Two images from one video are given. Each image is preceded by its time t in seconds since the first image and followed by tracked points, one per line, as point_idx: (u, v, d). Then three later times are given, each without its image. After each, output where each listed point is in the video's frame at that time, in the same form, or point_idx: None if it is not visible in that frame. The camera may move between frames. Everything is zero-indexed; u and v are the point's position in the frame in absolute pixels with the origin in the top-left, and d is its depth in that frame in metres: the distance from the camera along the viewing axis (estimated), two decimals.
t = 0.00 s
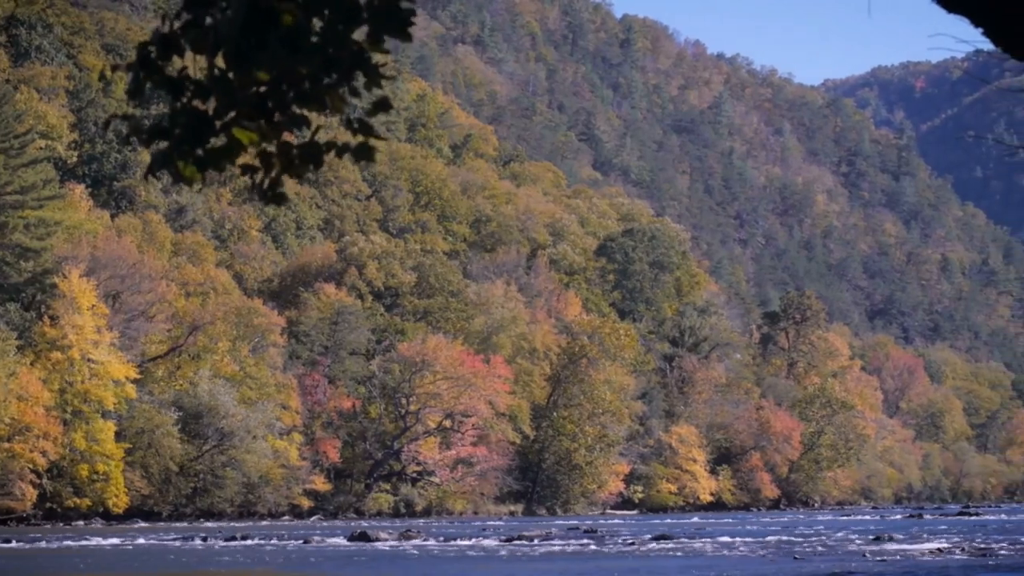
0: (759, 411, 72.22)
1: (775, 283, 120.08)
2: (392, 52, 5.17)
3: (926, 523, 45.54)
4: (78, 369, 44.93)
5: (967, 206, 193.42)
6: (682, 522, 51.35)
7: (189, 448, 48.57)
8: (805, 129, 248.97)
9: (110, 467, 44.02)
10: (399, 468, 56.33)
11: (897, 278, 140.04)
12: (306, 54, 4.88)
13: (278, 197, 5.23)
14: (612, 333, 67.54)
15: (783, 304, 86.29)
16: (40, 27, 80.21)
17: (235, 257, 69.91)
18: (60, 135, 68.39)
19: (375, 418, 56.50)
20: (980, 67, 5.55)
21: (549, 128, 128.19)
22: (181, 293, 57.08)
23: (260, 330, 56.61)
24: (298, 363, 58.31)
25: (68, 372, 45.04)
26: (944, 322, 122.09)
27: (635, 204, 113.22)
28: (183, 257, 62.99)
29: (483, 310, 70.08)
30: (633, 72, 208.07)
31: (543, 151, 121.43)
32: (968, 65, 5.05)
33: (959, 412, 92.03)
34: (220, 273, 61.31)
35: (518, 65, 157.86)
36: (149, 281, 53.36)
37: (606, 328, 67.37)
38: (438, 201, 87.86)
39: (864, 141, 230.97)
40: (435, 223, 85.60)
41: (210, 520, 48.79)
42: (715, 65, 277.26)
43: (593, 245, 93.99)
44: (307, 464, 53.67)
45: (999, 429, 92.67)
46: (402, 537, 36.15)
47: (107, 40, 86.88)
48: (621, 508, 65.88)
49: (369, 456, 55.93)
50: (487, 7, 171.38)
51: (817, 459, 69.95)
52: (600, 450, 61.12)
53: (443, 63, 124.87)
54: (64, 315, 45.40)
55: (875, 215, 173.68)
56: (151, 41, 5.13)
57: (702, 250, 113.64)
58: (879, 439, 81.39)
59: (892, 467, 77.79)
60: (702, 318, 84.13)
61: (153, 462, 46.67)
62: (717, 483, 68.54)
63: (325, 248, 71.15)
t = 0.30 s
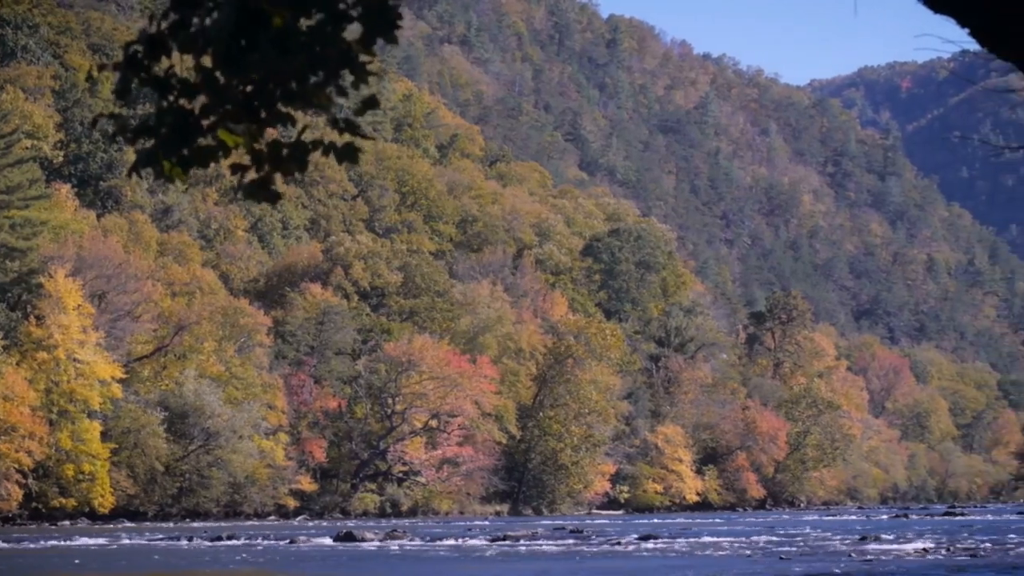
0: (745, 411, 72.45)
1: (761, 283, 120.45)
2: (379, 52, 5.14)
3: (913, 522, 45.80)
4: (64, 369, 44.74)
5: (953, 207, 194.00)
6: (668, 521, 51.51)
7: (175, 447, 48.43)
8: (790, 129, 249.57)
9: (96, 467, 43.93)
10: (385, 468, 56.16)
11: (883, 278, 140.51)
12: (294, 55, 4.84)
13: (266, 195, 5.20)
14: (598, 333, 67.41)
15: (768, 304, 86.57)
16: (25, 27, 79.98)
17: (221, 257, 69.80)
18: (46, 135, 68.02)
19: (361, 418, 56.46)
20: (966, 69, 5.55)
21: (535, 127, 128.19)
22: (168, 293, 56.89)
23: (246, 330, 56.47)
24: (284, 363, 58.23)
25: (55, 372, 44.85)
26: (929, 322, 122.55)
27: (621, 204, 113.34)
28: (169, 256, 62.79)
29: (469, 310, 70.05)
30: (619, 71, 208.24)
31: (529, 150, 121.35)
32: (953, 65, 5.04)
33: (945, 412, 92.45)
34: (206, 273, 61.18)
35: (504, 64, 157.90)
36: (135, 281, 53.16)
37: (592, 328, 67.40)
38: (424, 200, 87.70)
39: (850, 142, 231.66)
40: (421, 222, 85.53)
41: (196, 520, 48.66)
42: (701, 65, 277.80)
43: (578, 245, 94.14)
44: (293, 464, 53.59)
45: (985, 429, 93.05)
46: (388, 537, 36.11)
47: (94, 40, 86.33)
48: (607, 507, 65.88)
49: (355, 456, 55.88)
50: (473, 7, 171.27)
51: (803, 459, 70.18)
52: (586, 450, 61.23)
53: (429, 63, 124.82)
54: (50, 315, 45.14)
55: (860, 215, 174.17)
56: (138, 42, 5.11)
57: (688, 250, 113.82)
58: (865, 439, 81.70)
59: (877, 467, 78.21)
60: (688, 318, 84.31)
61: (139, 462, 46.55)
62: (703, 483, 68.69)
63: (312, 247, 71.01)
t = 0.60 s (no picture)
0: (729, 411, 72.65)
1: (744, 283, 120.88)
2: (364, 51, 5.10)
3: (896, 522, 46.09)
4: (48, 369, 44.47)
5: (936, 208, 194.98)
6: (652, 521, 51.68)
7: (158, 448, 48.30)
8: (774, 130, 250.23)
9: (80, 467, 43.75)
10: (369, 468, 55.95)
11: (867, 279, 141.03)
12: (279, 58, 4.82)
13: (252, 197, 5.18)
14: (581, 333, 68.10)
15: (752, 304, 86.77)
16: (9, 26, 79.75)
17: (205, 257, 69.65)
18: (30, 134, 66.73)
19: (344, 418, 56.05)
20: (948, 68, 5.56)
21: (518, 127, 128.14)
22: (151, 293, 56.64)
23: (230, 330, 56.29)
24: (268, 363, 58.11)
25: (38, 372, 44.57)
26: (914, 322, 123.06)
27: (605, 204, 113.51)
28: (153, 256, 62.55)
29: (453, 310, 69.97)
30: (603, 71, 208.23)
31: (512, 151, 121.24)
32: (935, 65, 5.05)
33: (928, 412, 92.92)
34: (190, 273, 60.97)
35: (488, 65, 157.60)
36: (118, 281, 52.91)
37: (575, 328, 67.86)
38: (408, 201, 87.52)
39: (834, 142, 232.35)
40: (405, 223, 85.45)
41: (180, 520, 48.55)
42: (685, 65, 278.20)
43: (563, 245, 94.24)
44: (277, 464, 53.48)
45: (967, 429, 93.53)
46: (372, 537, 36.04)
47: (77, 40, 85.72)
48: (590, 508, 65.94)
49: (339, 456, 55.48)
50: (457, 7, 171.06)
51: (787, 460, 70.46)
52: (570, 451, 61.28)
53: (412, 63, 124.74)
54: (33, 314, 44.69)
55: (844, 216, 174.80)
56: (122, 40, 5.06)
57: (672, 251, 114.10)
58: (849, 439, 82.01)
59: (861, 467, 78.76)
60: (672, 318, 84.48)
61: (123, 462, 46.41)
62: (687, 483, 68.85)
63: (295, 247, 70.90)
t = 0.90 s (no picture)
0: (715, 411, 72.78)
1: (731, 283, 121.13)
2: (354, 47, 5.04)
3: (883, 522, 46.28)
4: (34, 369, 43.99)
5: (923, 208, 195.73)
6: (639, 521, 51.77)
7: (145, 448, 48.14)
8: (761, 130, 250.62)
9: (66, 466, 43.62)
10: (355, 468, 56.04)
11: (853, 279, 141.45)
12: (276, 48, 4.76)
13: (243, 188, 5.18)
14: (568, 333, 68.21)
15: (738, 304, 86.87)
16: None
17: (191, 257, 69.53)
18: (16, 134, 66.00)
19: (330, 418, 56.12)
20: (935, 68, 5.54)
21: (505, 127, 128.15)
22: (138, 293, 56.41)
23: (216, 330, 56.19)
24: (254, 362, 58.02)
25: (24, 371, 44.19)
26: (900, 323, 123.47)
27: (592, 204, 113.62)
28: (139, 256, 62.31)
29: (440, 310, 69.91)
30: (590, 71, 208.37)
31: (499, 150, 121.18)
32: (921, 64, 5.05)
33: (915, 412, 93.26)
34: (176, 273, 60.81)
35: (475, 64, 157.58)
36: (105, 281, 52.60)
37: (562, 328, 67.96)
38: (394, 200, 87.41)
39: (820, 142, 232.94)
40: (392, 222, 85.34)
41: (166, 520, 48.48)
42: (671, 65, 278.48)
43: (549, 245, 94.31)
44: (263, 464, 53.38)
45: (954, 429, 93.92)
46: (358, 537, 36.01)
47: (63, 39, 85.44)
48: (577, 508, 65.99)
49: (325, 456, 55.51)
50: (444, 7, 170.90)
51: (773, 460, 70.65)
52: (557, 451, 61.22)
53: (399, 63, 124.65)
54: (19, 314, 44.42)
55: (830, 215, 175.19)
56: (112, 36, 5.04)
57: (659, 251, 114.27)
58: (836, 439, 82.23)
59: (847, 467, 78.94)
60: (659, 318, 84.61)
61: (109, 462, 46.29)
62: (674, 483, 68.94)
63: (282, 247, 70.80)
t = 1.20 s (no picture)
0: (706, 411, 72.85)
1: (721, 283, 121.30)
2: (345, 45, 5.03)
3: (873, 522, 46.43)
4: (25, 369, 43.98)
5: (913, 208, 196.11)
6: (630, 521, 51.82)
7: (135, 447, 48.02)
8: (751, 130, 250.86)
9: (57, 466, 43.44)
10: (346, 468, 56.05)
11: (843, 279, 141.69)
12: (267, 50, 4.75)
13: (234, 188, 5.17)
14: (559, 333, 68.28)
15: (729, 304, 86.94)
16: None
17: (181, 257, 69.41)
18: (6, 134, 66.96)
19: (322, 418, 55.77)
20: (924, 68, 5.53)
21: (496, 128, 128.13)
22: (128, 293, 56.27)
23: (206, 330, 56.05)
24: (245, 363, 57.95)
25: (14, 371, 44.10)
26: (891, 323, 123.79)
27: (583, 204, 113.67)
28: (130, 257, 62.11)
29: (430, 310, 69.80)
30: (580, 71, 208.56)
31: (489, 151, 121.10)
32: (912, 64, 5.06)
33: (905, 412, 93.50)
34: (167, 273, 60.64)
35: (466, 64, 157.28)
36: (95, 281, 52.62)
37: (553, 328, 67.92)
38: (385, 200, 87.34)
39: (810, 142, 233.41)
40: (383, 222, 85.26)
41: (157, 520, 48.38)
42: (662, 66, 278.61)
43: (540, 245, 94.34)
44: (254, 464, 53.28)
45: (944, 429, 94.19)
46: (349, 537, 35.99)
47: (54, 39, 85.25)
48: (568, 508, 65.95)
49: (316, 456, 55.34)
50: (434, 7, 170.74)
51: (764, 460, 70.75)
52: (547, 451, 61.22)
53: (390, 63, 124.45)
54: (10, 314, 44.21)
55: (821, 216, 175.47)
56: (101, 35, 5.04)
57: (649, 251, 114.41)
58: (826, 439, 82.40)
59: (838, 467, 79.11)
60: (650, 318, 84.66)
61: (100, 462, 46.17)
62: (665, 483, 68.99)
63: (272, 247, 70.68)
